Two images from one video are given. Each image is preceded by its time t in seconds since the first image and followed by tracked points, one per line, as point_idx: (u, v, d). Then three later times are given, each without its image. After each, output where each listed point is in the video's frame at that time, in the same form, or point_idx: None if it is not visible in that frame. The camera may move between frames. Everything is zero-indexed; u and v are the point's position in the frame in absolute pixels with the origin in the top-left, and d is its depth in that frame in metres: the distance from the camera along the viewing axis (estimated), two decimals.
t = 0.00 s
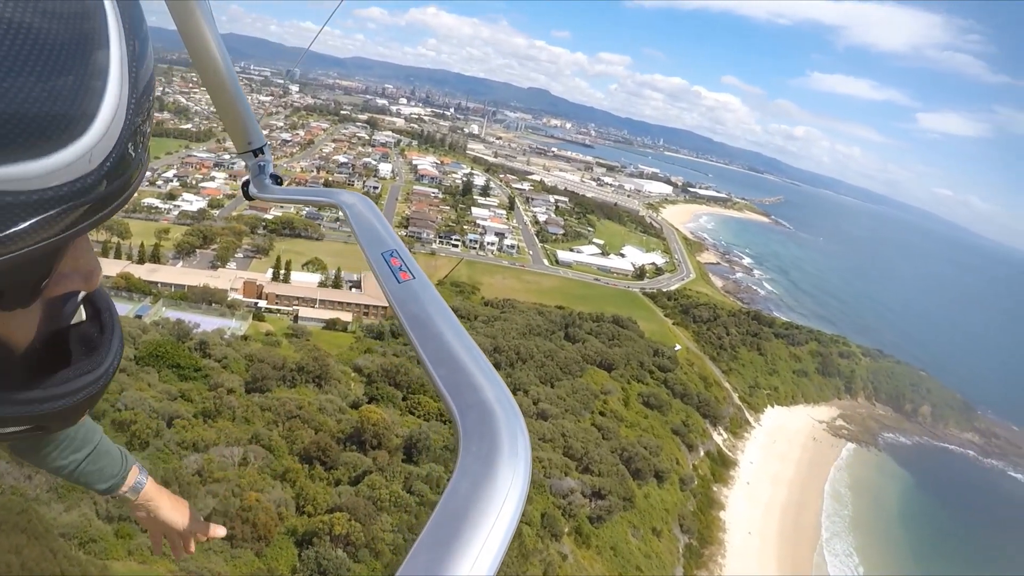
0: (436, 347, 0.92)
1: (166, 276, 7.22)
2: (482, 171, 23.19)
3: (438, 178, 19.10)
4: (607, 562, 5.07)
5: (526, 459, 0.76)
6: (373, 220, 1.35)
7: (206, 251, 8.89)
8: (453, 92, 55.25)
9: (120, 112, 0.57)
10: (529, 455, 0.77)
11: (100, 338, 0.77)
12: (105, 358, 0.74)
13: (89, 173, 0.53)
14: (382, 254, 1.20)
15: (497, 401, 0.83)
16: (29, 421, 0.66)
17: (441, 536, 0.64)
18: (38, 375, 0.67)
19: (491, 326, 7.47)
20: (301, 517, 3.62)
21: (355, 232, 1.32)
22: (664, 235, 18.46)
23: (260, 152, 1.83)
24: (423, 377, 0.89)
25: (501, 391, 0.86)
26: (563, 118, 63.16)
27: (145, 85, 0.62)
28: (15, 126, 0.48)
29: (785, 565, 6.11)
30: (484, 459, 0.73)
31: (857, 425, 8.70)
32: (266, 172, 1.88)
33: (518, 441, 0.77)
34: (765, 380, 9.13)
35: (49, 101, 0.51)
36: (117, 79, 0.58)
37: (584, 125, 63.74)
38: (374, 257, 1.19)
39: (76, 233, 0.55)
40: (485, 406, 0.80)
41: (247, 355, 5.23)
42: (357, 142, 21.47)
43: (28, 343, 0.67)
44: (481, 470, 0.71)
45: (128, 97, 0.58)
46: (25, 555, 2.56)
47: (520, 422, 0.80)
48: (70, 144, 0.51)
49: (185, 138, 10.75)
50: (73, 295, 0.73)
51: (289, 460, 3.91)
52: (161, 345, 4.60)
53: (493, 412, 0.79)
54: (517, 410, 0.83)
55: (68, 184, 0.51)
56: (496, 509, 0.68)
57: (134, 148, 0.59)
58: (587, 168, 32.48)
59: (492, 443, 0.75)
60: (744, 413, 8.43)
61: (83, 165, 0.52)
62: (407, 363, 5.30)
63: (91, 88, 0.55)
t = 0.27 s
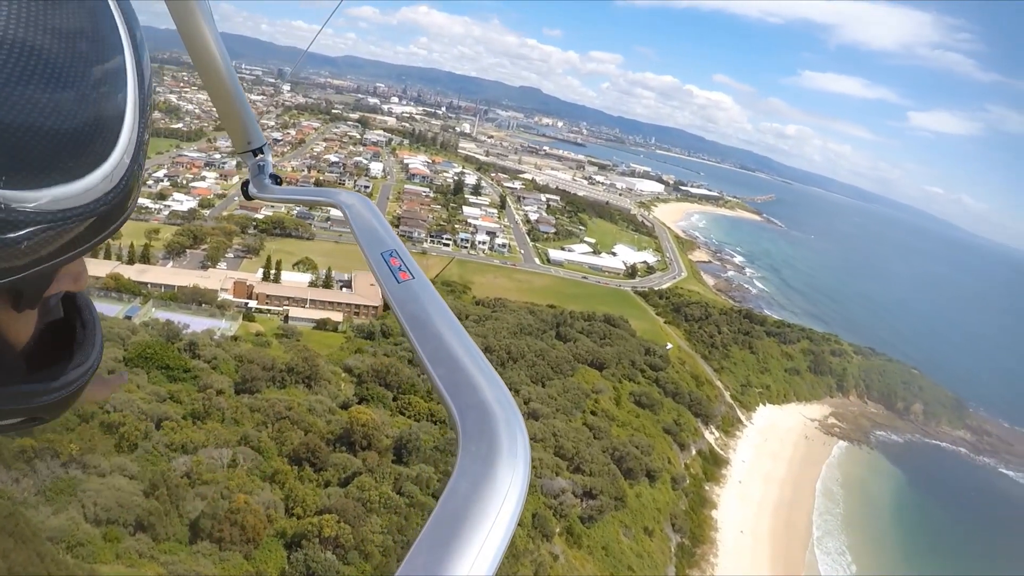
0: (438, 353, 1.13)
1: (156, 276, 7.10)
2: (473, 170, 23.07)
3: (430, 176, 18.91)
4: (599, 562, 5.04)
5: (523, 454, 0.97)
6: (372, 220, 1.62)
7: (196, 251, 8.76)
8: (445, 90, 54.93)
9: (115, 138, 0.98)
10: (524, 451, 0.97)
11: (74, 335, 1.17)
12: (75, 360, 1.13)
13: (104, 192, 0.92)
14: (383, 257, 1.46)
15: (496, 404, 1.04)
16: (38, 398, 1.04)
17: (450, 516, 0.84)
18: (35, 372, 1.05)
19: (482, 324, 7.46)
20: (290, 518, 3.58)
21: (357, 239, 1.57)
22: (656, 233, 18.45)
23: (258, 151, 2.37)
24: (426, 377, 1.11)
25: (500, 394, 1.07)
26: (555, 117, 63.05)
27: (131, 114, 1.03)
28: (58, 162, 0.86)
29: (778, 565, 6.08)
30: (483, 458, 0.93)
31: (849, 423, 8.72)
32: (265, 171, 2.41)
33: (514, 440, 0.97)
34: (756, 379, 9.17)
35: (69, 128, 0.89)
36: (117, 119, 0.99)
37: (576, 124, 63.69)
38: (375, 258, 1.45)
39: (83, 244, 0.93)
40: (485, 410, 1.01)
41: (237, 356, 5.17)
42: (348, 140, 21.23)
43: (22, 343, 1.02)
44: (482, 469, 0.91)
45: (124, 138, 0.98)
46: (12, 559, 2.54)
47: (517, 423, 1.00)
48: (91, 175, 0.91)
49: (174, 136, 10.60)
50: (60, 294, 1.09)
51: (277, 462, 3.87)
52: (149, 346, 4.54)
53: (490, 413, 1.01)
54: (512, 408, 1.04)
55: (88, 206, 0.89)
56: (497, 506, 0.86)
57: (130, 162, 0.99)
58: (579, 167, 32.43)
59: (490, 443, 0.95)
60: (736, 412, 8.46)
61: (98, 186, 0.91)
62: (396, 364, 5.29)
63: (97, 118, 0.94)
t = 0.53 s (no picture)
0: (437, 355, 1.21)
1: (147, 276, 6.94)
2: (465, 169, 22.96)
3: (422, 175, 18.73)
4: (592, 562, 5.00)
5: (523, 452, 1.04)
6: (371, 219, 1.69)
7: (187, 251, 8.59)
8: (437, 89, 54.66)
9: (78, 148, 1.33)
10: (522, 449, 1.04)
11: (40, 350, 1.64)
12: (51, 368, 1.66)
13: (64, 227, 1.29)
14: (384, 256, 1.52)
15: (497, 402, 1.11)
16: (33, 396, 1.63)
17: (451, 513, 0.91)
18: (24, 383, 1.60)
19: (474, 324, 7.45)
20: (280, 520, 3.55)
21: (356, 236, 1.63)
22: (649, 232, 18.44)
23: (256, 149, 2.47)
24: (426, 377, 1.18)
25: (500, 393, 1.14)
26: (547, 116, 63.00)
27: (97, 136, 1.41)
28: (47, 182, 1.23)
29: (772, 562, 6.05)
30: (482, 459, 1.00)
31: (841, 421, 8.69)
32: (264, 171, 2.53)
33: (511, 438, 1.04)
34: (749, 377, 9.20)
35: (53, 149, 1.25)
36: (86, 139, 1.37)
37: (569, 123, 63.63)
38: (375, 257, 1.51)
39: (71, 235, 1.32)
40: (486, 408, 1.09)
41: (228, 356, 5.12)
42: (339, 140, 21.02)
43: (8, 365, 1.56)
44: (482, 468, 0.98)
45: (91, 163, 1.37)
46: None
47: (517, 422, 1.08)
48: (72, 194, 1.30)
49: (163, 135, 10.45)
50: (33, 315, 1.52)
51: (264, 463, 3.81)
52: (138, 348, 4.47)
53: (489, 413, 1.08)
54: (510, 408, 1.11)
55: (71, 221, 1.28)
56: (496, 506, 0.93)
57: (97, 173, 1.40)
58: (571, 165, 32.39)
59: (489, 444, 1.02)
60: (729, 410, 8.47)
61: (60, 219, 1.27)
62: (387, 364, 5.27)
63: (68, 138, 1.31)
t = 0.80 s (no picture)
0: (436, 354, 1.19)
1: (138, 276, 6.87)
2: (457, 167, 22.93)
3: (414, 174, 18.68)
4: (584, 562, 4.98)
5: (520, 450, 1.03)
6: (371, 219, 1.67)
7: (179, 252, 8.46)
8: (430, 88, 54.56)
9: (76, 152, 1.10)
10: (522, 449, 1.03)
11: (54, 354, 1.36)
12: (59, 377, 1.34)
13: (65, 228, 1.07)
14: (384, 256, 1.51)
15: (494, 402, 1.10)
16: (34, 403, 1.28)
17: (451, 514, 0.91)
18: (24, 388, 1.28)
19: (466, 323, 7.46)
20: (270, 522, 3.50)
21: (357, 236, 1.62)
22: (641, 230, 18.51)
23: (257, 151, 2.43)
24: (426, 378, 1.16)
25: (498, 391, 1.13)
26: (540, 114, 63.05)
27: (97, 135, 1.17)
28: (38, 186, 1.01)
29: (764, 560, 6.05)
30: (481, 460, 0.99)
31: (834, 419, 8.83)
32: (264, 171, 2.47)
33: (510, 436, 1.04)
34: (741, 375, 9.26)
35: (43, 151, 1.02)
36: (86, 139, 1.13)
37: (562, 122, 63.71)
38: (375, 258, 1.50)
39: (59, 247, 1.07)
40: (484, 408, 1.08)
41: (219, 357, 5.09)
42: (332, 139, 20.96)
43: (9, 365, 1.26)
44: (482, 470, 0.97)
45: (91, 158, 1.13)
46: None
47: (515, 420, 1.07)
48: (64, 198, 1.06)
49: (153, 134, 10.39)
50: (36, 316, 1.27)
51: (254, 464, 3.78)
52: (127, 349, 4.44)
53: (489, 413, 1.06)
54: (510, 407, 1.10)
55: (58, 229, 1.04)
56: (496, 506, 0.92)
57: (98, 174, 1.15)
58: (564, 163, 32.48)
59: (489, 443, 1.01)
60: (722, 409, 8.50)
61: (60, 221, 1.05)
62: (378, 364, 5.26)
63: (64, 138, 1.07)
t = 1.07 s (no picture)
0: (435, 351, 1.14)
1: (129, 276, 6.66)
2: (448, 166, 22.88)
3: (405, 173, 18.60)
4: (576, 561, 4.95)
5: (520, 449, 0.98)
6: (371, 220, 1.61)
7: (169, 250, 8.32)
8: (421, 87, 54.36)
9: (102, 144, 1.02)
10: (523, 449, 0.98)
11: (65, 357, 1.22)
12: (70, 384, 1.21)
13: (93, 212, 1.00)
14: (384, 257, 1.46)
15: (494, 402, 1.05)
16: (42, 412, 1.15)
17: (450, 515, 0.86)
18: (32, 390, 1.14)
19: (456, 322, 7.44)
20: (260, 523, 3.51)
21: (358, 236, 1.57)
22: (632, 228, 18.57)
23: (260, 151, 2.35)
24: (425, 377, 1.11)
25: (498, 391, 1.08)
26: (532, 113, 63.12)
27: (130, 128, 1.10)
28: (61, 179, 0.93)
29: (756, 557, 6.07)
30: (481, 460, 0.94)
31: (826, 417, 9.10)
32: (264, 173, 2.38)
33: (511, 436, 0.99)
34: (733, 374, 9.34)
35: (67, 139, 0.94)
36: (116, 131, 1.05)
37: (554, 121, 63.80)
38: (375, 257, 1.45)
39: (74, 246, 1.00)
40: (482, 407, 1.03)
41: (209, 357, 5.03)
42: (322, 138, 20.84)
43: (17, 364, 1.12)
44: (481, 469, 0.93)
45: (123, 148, 1.06)
46: None
47: (515, 419, 1.02)
48: (88, 191, 0.98)
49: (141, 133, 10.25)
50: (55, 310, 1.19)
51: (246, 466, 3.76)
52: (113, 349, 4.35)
53: (489, 412, 1.01)
54: (512, 407, 1.05)
55: (71, 228, 0.96)
56: (496, 506, 0.88)
57: (124, 169, 1.07)
58: (556, 162, 32.52)
59: (490, 443, 0.96)
60: (713, 407, 8.54)
61: (88, 209, 0.98)
62: (368, 364, 5.25)
63: (90, 127, 0.99)
